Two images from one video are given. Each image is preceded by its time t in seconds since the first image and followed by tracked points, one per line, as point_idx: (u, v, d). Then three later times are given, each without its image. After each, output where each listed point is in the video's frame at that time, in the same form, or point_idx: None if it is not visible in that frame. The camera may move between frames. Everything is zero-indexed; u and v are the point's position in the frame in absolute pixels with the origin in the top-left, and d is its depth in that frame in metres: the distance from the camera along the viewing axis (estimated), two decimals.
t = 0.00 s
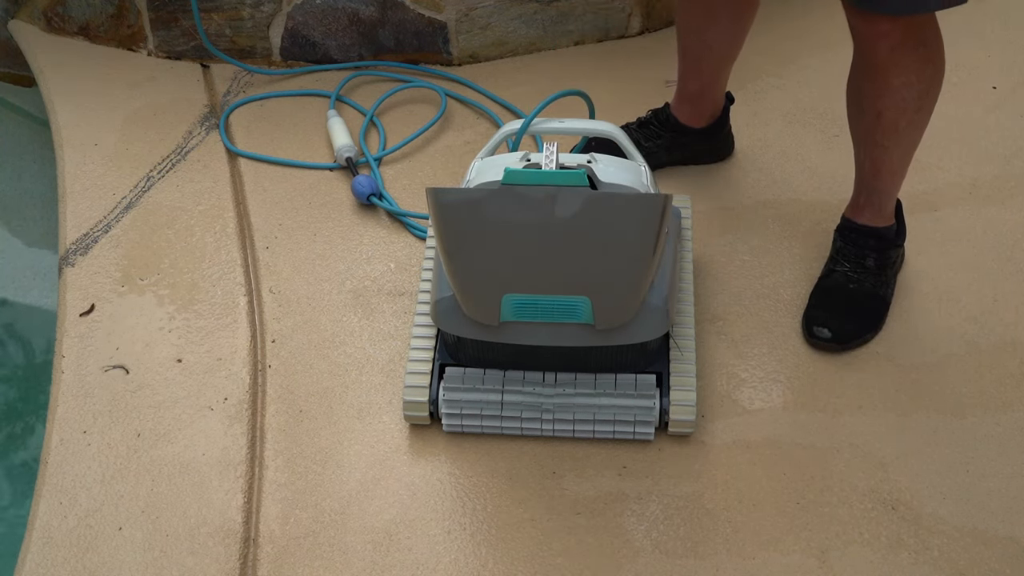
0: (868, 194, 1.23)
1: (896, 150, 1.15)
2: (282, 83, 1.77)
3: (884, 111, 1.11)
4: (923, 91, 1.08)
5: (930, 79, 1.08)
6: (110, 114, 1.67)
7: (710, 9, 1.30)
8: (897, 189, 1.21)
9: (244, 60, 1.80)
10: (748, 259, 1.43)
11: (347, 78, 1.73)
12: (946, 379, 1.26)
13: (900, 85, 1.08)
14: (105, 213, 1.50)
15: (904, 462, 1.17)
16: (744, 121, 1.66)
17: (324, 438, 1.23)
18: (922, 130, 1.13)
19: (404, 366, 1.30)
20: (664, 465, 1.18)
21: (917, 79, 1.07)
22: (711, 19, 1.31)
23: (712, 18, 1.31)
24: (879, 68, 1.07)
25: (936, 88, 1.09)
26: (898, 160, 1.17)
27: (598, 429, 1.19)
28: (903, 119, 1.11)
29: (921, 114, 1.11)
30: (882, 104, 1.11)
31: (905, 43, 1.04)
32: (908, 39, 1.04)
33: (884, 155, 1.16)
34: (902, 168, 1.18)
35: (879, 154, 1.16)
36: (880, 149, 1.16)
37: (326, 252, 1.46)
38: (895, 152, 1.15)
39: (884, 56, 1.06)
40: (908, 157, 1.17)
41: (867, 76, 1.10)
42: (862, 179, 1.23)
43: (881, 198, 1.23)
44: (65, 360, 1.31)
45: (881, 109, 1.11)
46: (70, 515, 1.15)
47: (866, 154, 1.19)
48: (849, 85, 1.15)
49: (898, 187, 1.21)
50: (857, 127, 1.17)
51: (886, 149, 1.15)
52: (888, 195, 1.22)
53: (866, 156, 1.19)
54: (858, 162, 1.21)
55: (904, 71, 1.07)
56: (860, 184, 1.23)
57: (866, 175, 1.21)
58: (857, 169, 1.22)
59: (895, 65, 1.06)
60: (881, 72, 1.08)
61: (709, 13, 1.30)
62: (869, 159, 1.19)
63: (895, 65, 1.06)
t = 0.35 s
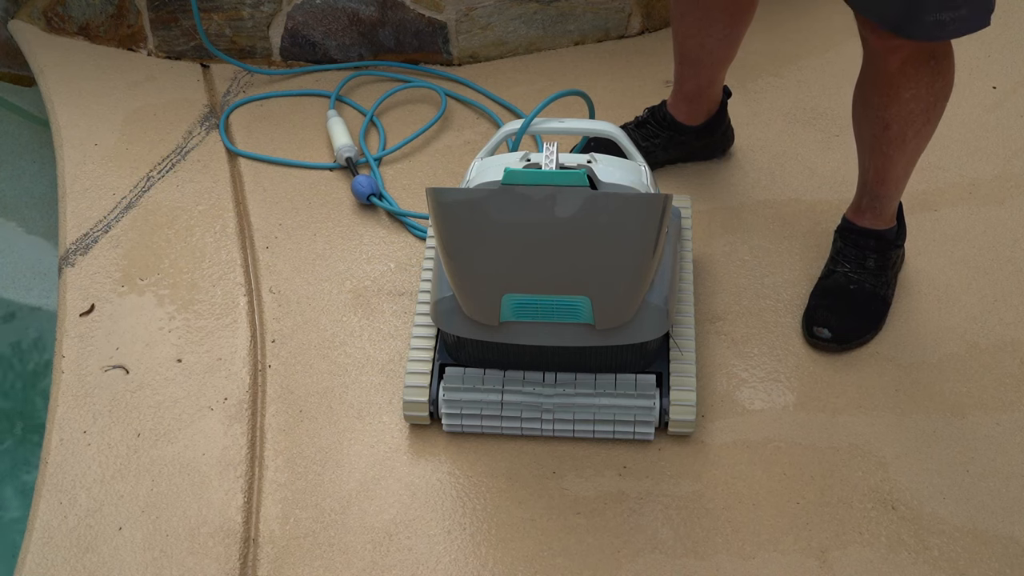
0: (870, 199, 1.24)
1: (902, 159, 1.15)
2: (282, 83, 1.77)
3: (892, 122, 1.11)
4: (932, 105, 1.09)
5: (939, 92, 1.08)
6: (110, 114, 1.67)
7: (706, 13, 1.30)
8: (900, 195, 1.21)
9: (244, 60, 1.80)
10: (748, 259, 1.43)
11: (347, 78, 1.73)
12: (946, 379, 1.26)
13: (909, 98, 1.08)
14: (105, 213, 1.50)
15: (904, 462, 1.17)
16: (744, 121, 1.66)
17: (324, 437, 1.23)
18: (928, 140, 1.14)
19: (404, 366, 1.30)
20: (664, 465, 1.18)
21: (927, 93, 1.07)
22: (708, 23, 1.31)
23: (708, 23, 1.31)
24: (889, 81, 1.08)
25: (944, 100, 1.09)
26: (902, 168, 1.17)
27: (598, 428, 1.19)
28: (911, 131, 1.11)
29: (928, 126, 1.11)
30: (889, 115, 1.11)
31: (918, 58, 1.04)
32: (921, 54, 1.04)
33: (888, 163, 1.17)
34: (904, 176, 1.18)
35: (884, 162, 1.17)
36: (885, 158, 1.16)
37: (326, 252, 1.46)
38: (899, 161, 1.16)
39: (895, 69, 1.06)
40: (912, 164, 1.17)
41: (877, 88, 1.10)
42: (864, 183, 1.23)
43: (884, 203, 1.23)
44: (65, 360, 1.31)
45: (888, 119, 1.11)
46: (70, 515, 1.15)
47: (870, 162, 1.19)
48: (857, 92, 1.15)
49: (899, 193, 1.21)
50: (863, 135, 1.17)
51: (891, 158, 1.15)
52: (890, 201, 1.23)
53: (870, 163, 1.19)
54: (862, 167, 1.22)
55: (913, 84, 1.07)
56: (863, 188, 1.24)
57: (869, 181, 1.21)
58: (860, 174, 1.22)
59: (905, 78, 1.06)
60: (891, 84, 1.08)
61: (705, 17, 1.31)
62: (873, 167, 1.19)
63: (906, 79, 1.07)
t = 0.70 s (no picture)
0: (869, 196, 1.23)
1: (898, 150, 1.15)
2: (282, 83, 1.77)
3: (887, 110, 1.11)
4: (926, 91, 1.08)
5: (933, 78, 1.08)
6: (110, 114, 1.67)
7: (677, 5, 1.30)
8: (898, 188, 1.21)
9: (244, 60, 1.80)
10: (748, 259, 1.43)
11: (347, 78, 1.74)
12: (946, 379, 1.26)
13: (903, 83, 1.08)
14: (105, 213, 1.50)
15: (904, 462, 1.17)
16: (744, 121, 1.66)
17: (324, 437, 1.23)
18: (925, 129, 1.13)
19: (404, 366, 1.30)
20: (664, 465, 1.18)
21: (920, 78, 1.07)
22: (677, 16, 1.31)
23: (678, 14, 1.30)
24: (882, 66, 1.07)
25: (938, 86, 1.09)
26: (899, 160, 1.17)
27: (598, 429, 1.19)
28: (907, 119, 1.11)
29: (923, 113, 1.11)
30: (884, 103, 1.10)
31: (910, 42, 1.04)
32: (912, 37, 1.04)
33: (886, 155, 1.16)
34: (901, 168, 1.18)
35: (882, 153, 1.16)
36: (881, 149, 1.16)
37: (327, 252, 1.46)
38: (896, 151, 1.15)
39: (887, 54, 1.06)
40: (909, 156, 1.17)
41: (871, 75, 1.09)
42: (863, 180, 1.22)
43: (883, 198, 1.22)
44: (65, 360, 1.31)
45: (883, 107, 1.11)
46: (70, 515, 1.15)
47: (868, 155, 1.18)
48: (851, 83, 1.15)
49: (898, 188, 1.21)
50: (859, 128, 1.16)
51: (888, 149, 1.15)
52: (889, 197, 1.22)
53: (868, 156, 1.18)
54: (859, 162, 1.21)
55: (906, 69, 1.07)
56: (861, 184, 1.23)
57: (868, 176, 1.20)
58: (858, 170, 1.22)
59: (898, 63, 1.06)
60: (884, 70, 1.08)
61: (675, 9, 1.30)
62: (871, 160, 1.18)
63: (899, 63, 1.06)
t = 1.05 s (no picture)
0: (857, 175, 1.25)
1: (875, 116, 1.18)
2: (282, 83, 1.77)
3: (857, 73, 1.14)
4: (893, 49, 1.12)
5: (897, 36, 1.12)
6: (110, 114, 1.67)
7: None
8: (883, 165, 1.23)
9: (244, 60, 1.80)
10: (748, 259, 1.43)
11: (347, 78, 1.74)
12: (946, 379, 1.26)
13: (868, 43, 1.12)
14: (105, 213, 1.50)
15: (904, 462, 1.17)
16: (744, 121, 1.66)
17: (324, 437, 1.23)
18: (898, 93, 1.16)
19: (404, 366, 1.30)
20: (664, 465, 1.18)
21: (885, 36, 1.11)
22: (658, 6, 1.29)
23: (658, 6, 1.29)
24: (845, 28, 1.12)
25: (903, 44, 1.13)
26: (880, 130, 1.19)
27: (598, 429, 1.19)
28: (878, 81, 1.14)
29: (894, 74, 1.14)
30: (854, 67, 1.14)
31: None
32: None
33: (864, 125, 1.19)
34: (883, 139, 1.21)
35: (860, 122, 1.19)
36: (859, 118, 1.19)
37: (327, 252, 1.46)
38: (874, 119, 1.18)
39: (848, 14, 1.10)
40: (889, 125, 1.20)
41: (836, 39, 1.13)
42: (848, 158, 1.25)
43: (869, 176, 1.25)
44: (65, 360, 1.31)
45: (853, 72, 1.15)
46: (70, 515, 1.15)
47: (846, 129, 1.21)
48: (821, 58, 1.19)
49: (884, 161, 1.23)
50: (835, 102, 1.20)
51: (865, 116, 1.18)
52: (878, 172, 1.24)
53: (848, 129, 1.21)
54: (840, 140, 1.24)
55: (869, 28, 1.11)
56: (846, 165, 1.26)
57: (850, 152, 1.23)
58: (841, 147, 1.24)
59: (860, 23, 1.11)
60: (848, 32, 1.12)
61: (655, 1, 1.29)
62: (850, 134, 1.21)
63: (861, 22, 1.11)
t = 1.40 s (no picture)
0: (845, 156, 1.28)
1: (862, 100, 1.20)
2: (282, 83, 1.77)
3: (845, 60, 1.16)
4: (879, 35, 1.13)
5: (883, 21, 1.13)
6: (110, 114, 1.67)
7: None
8: (870, 147, 1.26)
9: (244, 60, 1.80)
10: (748, 259, 1.43)
11: (347, 78, 1.74)
12: (946, 379, 1.26)
13: (854, 28, 1.13)
14: (105, 213, 1.50)
15: (904, 462, 1.17)
16: (744, 121, 1.66)
17: (324, 437, 1.23)
18: (885, 79, 1.18)
19: (404, 366, 1.30)
20: (664, 465, 1.18)
21: (870, 22, 1.12)
22: None
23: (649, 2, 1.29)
24: (831, 15, 1.13)
25: (890, 29, 1.14)
26: (865, 113, 1.21)
27: (598, 429, 1.19)
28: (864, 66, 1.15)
29: (880, 59, 1.15)
30: (842, 52, 1.15)
31: None
32: None
33: (852, 108, 1.21)
34: (870, 121, 1.23)
35: (847, 106, 1.21)
36: (847, 102, 1.20)
37: (327, 252, 1.46)
38: (861, 102, 1.20)
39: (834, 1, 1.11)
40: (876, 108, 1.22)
41: (822, 25, 1.14)
42: (837, 141, 1.27)
43: (859, 157, 1.27)
44: (64, 360, 1.31)
45: (841, 58, 1.16)
46: (70, 515, 1.15)
47: (835, 111, 1.23)
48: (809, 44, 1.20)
49: (871, 143, 1.26)
50: (824, 86, 1.21)
51: (853, 101, 1.20)
52: (864, 154, 1.27)
53: (836, 113, 1.23)
54: (829, 122, 1.26)
55: (855, 14, 1.12)
56: (835, 146, 1.28)
57: (840, 134, 1.25)
58: (829, 130, 1.27)
59: (846, 9, 1.11)
60: (834, 19, 1.13)
61: None
62: (840, 116, 1.23)
63: (847, 8, 1.11)
